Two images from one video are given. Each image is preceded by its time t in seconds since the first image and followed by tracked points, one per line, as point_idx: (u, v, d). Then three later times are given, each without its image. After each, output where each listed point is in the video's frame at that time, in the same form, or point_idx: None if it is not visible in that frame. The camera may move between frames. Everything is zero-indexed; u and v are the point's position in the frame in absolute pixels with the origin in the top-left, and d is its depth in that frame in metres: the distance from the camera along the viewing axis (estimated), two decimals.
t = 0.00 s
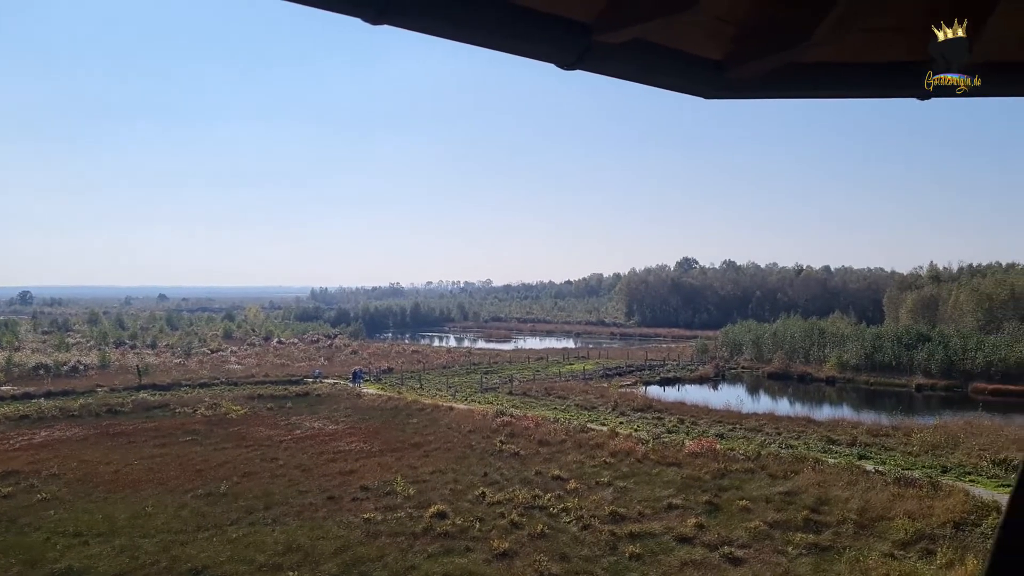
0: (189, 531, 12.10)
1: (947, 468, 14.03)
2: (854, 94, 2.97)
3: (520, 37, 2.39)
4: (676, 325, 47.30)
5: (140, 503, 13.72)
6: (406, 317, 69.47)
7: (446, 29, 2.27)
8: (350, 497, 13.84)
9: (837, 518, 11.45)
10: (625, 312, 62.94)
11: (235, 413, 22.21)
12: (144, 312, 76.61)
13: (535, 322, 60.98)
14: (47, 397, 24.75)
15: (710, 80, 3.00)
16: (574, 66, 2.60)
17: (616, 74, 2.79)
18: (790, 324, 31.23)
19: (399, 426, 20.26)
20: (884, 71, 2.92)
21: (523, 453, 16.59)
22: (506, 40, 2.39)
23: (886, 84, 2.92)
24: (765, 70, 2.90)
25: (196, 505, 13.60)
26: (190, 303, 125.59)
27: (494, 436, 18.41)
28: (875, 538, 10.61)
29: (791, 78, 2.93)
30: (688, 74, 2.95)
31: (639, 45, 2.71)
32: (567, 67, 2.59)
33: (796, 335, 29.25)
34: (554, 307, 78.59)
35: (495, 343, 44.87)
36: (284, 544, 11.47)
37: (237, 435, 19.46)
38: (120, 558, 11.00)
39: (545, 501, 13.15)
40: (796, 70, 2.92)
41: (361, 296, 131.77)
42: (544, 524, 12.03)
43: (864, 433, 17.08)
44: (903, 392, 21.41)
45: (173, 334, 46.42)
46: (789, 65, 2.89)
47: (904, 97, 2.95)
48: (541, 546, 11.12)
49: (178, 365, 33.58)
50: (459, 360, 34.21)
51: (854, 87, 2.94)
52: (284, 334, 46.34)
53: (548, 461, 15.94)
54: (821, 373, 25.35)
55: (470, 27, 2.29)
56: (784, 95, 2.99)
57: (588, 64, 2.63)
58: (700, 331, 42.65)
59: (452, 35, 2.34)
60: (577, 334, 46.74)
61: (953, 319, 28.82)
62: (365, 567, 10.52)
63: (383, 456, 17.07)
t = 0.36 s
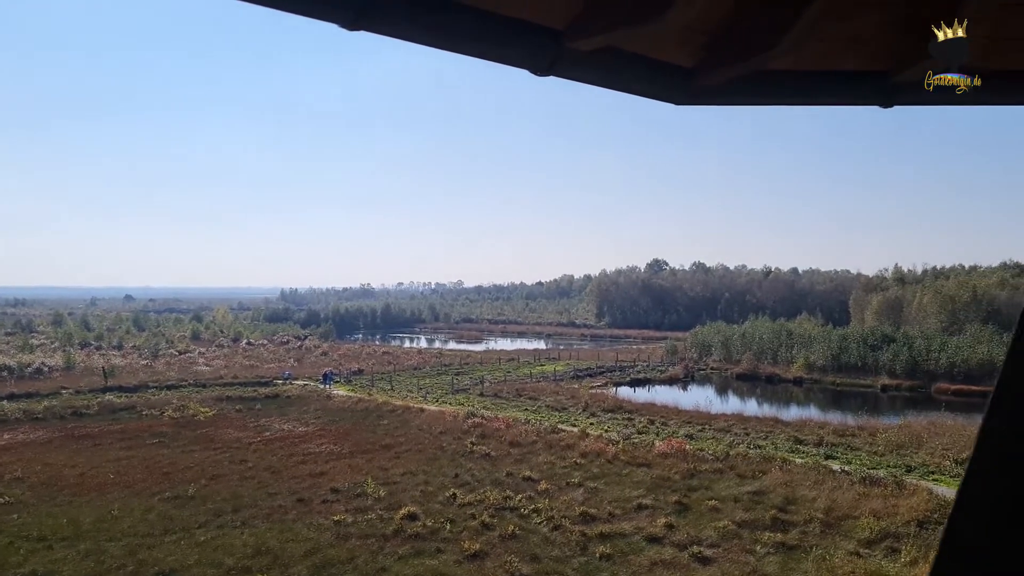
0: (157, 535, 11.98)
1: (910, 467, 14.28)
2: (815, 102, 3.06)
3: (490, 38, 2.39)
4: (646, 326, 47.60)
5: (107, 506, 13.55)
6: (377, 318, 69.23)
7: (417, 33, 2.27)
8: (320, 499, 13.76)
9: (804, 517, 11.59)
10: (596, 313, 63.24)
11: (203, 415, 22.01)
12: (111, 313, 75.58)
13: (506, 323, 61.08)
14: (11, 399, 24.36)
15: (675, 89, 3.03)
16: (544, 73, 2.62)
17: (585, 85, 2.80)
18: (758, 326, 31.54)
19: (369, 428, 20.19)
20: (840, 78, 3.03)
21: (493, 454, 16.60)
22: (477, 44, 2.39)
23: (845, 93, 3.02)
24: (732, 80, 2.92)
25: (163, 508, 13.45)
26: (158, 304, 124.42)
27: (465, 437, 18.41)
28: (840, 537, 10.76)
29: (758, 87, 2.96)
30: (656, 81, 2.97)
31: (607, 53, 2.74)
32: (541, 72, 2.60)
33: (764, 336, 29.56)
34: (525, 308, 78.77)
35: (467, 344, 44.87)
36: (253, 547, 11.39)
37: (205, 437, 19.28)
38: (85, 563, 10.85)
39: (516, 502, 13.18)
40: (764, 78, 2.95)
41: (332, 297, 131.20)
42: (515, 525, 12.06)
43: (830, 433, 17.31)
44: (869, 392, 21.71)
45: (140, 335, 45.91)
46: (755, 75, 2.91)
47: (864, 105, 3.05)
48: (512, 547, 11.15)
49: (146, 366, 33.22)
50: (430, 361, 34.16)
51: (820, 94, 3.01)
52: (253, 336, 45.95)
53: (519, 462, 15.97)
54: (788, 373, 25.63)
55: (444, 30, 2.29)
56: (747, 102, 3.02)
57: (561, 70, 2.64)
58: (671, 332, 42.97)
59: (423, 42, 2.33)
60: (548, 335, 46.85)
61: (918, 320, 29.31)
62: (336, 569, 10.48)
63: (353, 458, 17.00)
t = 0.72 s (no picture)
0: (148, 539, 11.93)
1: (901, 469, 14.35)
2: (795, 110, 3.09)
3: (486, 54, 2.42)
4: (638, 329, 47.62)
5: (97, 511, 13.49)
6: (370, 322, 69.09)
7: (418, 53, 2.28)
8: (312, 502, 13.73)
9: (796, 518, 11.62)
10: (589, 316, 63.29)
11: (195, 419, 21.93)
12: (101, 316, 75.19)
13: (499, 326, 61.07)
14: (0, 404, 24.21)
15: (658, 95, 3.07)
16: (533, 83, 2.64)
17: (572, 94, 2.83)
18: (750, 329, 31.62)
19: (362, 431, 20.15)
20: (821, 86, 3.08)
21: (486, 457, 16.60)
22: (475, 60, 2.41)
23: (826, 102, 3.07)
24: (717, 91, 2.95)
25: (155, 512, 13.41)
26: (150, 309, 124.09)
27: (457, 440, 18.39)
28: (832, 538, 10.79)
29: (744, 98, 2.98)
30: (642, 89, 2.99)
31: (596, 62, 2.76)
32: (529, 83, 2.63)
33: (756, 339, 29.63)
34: (518, 311, 78.81)
35: (459, 348, 44.83)
36: (245, 551, 11.36)
37: (197, 441, 19.20)
38: (76, 567, 10.80)
39: (509, 505, 13.17)
40: (749, 89, 2.98)
41: (324, 300, 130.99)
42: (508, 528, 12.05)
43: (822, 435, 17.36)
44: (861, 394, 21.77)
45: (131, 339, 45.72)
46: (739, 84, 2.94)
47: (844, 114, 3.10)
48: (504, 549, 11.14)
49: (137, 370, 33.07)
50: (423, 365, 34.12)
51: (801, 104, 3.05)
52: (244, 339, 45.80)
53: (512, 465, 15.96)
54: (780, 375, 25.67)
55: (444, 49, 2.31)
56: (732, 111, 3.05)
57: (548, 82, 2.66)
58: (663, 335, 43.01)
59: (420, 58, 2.34)
60: (541, 339, 46.85)
61: (909, 323, 29.42)
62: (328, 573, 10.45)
63: (346, 461, 16.97)
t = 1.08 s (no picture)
0: (120, 546, 11.80)
1: (872, 470, 14.51)
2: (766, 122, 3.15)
3: (468, 65, 2.45)
4: (612, 333, 47.75)
5: (67, 518, 13.32)
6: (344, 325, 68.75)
7: (402, 67, 2.30)
8: (286, 508, 13.65)
9: (768, 520, 11.72)
10: (564, 320, 63.44)
11: (166, 424, 21.68)
12: (71, 320, 74.15)
13: (474, 330, 61.06)
14: None
15: (632, 107, 3.11)
16: (513, 94, 2.68)
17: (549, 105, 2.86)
18: (724, 332, 31.87)
19: (336, 436, 20.05)
20: (792, 100, 3.14)
21: (461, 461, 16.58)
22: (456, 72, 2.45)
23: (796, 114, 3.13)
24: (691, 101, 3.00)
25: (126, 519, 13.26)
26: (121, 313, 122.74)
27: (432, 445, 18.36)
28: (804, 540, 10.89)
29: (718, 110, 3.04)
30: (618, 101, 3.04)
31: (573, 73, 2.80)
32: (508, 94, 2.66)
33: (729, 342, 29.84)
34: (493, 315, 78.85)
35: (434, 351, 44.76)
36: (218, 557, 11.27)
37: (169, 447, 19.01)
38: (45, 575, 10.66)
39: (484, 509, 13.18)
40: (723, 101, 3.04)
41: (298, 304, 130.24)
42: (483, 532, 12.04)
43: (794, 437, 17.53)
44: (832, 397, 21.99)
45: (101, 344, 45.16)
46: (713, 95, 3.00)
47: (813, 125, 3.16)
48: (479, 553, 11.14)
49: (107, 375, 32.68)
50: (397, 369, 34.01)
51: (773, 115, 3.11)
52: (217, 344, 45.35)
53: (487, 469, 15.96)
54: (753, 378, 25.86)
55: (429, 63, 2.34)
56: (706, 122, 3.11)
57: (527, 94, 2.70)
58: (638, 338, 43.19)
59: (403, 72, 2.36)
60: (516, 342, 46.89)
61: (879, 325, 29.76)
62: None
63: (320, 466, 16.87)
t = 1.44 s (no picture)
0: (52, 561, 11.47)
1: (808, 469, 14.86)
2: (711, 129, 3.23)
3: (419, 74, 2.47)
4: (556, 337, 48.01)
5: None
6: (285, 331, 67.89)
7: (358, 75, 2.30)
8: (227, 518, 13.43)
9: (709, 521, 11.93)
10: (507, 324, 63.56)
11: (100, 435, 21.14)
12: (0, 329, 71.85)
13: (418, 335, 60.87)
14: None
15: (578, 116, 3.16)
16: (463, 103, 2.71)
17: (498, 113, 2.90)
18: (665, 336, 32.34)
19: (277, 444, 19.79)
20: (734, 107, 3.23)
21: (405, 467, 16.51)
22: (408, 80, 2.47)
23: (739, 122, 3.21)
24: (636, 109, 3.07)
25: (58, 533, 12.89)
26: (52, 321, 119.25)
27: (376, 451, 18.24)
28: (744, 538, 11.10)
29: (662, 117, 3.12)
30: (565, 109, 3.10)
31: (519, 83, 2.85)
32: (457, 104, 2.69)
33: (670, 345, 30.26)
34: (437, 320, 78.66)
35: (377, 357, 44.49)
36: (155, 570, 11.03)
37: (103, 458, 18.53)
38: None
39: (429, 515, 13.16)
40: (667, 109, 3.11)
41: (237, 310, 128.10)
42: (428, 537, 12.03)
43: (733, 437, 17.89)
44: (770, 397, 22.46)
45: (31, 353, 43.82)
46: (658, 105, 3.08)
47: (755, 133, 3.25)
48: (424, 559, 11.12)
49: (38, 385, 31.74)
50: (340, 375, 33.73)
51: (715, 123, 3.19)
52: (153, 352, 44.38)
53: (431, 474, 15.92)
54: (694, 380, 26.27)
55: (383, 72, 2.34)
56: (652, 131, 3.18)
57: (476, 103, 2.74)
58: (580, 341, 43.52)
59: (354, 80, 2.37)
60: (460, 347, 46.83)
61: (814, 327, 30.50)
62: None
63: (261, 474, 16.63)
